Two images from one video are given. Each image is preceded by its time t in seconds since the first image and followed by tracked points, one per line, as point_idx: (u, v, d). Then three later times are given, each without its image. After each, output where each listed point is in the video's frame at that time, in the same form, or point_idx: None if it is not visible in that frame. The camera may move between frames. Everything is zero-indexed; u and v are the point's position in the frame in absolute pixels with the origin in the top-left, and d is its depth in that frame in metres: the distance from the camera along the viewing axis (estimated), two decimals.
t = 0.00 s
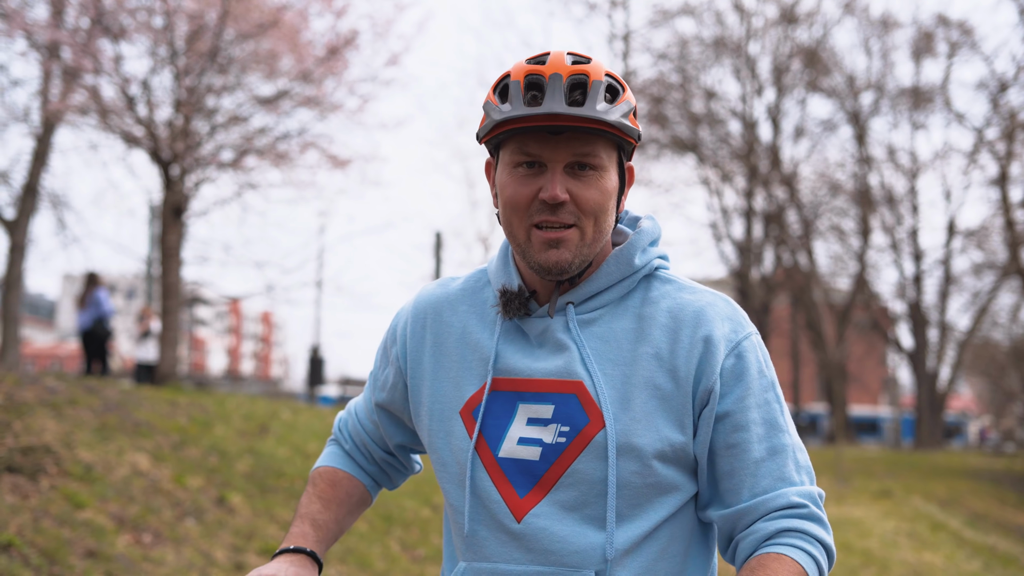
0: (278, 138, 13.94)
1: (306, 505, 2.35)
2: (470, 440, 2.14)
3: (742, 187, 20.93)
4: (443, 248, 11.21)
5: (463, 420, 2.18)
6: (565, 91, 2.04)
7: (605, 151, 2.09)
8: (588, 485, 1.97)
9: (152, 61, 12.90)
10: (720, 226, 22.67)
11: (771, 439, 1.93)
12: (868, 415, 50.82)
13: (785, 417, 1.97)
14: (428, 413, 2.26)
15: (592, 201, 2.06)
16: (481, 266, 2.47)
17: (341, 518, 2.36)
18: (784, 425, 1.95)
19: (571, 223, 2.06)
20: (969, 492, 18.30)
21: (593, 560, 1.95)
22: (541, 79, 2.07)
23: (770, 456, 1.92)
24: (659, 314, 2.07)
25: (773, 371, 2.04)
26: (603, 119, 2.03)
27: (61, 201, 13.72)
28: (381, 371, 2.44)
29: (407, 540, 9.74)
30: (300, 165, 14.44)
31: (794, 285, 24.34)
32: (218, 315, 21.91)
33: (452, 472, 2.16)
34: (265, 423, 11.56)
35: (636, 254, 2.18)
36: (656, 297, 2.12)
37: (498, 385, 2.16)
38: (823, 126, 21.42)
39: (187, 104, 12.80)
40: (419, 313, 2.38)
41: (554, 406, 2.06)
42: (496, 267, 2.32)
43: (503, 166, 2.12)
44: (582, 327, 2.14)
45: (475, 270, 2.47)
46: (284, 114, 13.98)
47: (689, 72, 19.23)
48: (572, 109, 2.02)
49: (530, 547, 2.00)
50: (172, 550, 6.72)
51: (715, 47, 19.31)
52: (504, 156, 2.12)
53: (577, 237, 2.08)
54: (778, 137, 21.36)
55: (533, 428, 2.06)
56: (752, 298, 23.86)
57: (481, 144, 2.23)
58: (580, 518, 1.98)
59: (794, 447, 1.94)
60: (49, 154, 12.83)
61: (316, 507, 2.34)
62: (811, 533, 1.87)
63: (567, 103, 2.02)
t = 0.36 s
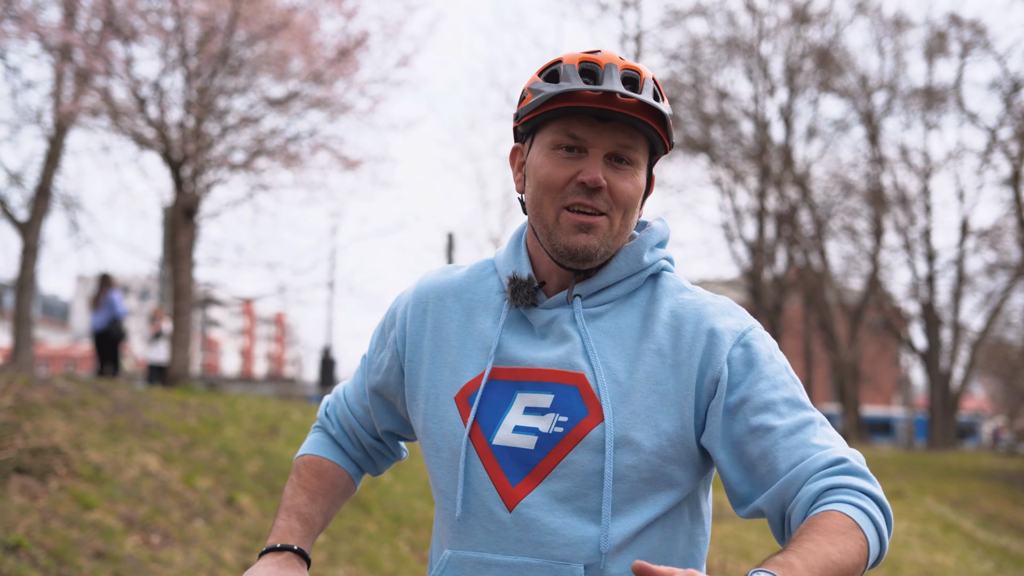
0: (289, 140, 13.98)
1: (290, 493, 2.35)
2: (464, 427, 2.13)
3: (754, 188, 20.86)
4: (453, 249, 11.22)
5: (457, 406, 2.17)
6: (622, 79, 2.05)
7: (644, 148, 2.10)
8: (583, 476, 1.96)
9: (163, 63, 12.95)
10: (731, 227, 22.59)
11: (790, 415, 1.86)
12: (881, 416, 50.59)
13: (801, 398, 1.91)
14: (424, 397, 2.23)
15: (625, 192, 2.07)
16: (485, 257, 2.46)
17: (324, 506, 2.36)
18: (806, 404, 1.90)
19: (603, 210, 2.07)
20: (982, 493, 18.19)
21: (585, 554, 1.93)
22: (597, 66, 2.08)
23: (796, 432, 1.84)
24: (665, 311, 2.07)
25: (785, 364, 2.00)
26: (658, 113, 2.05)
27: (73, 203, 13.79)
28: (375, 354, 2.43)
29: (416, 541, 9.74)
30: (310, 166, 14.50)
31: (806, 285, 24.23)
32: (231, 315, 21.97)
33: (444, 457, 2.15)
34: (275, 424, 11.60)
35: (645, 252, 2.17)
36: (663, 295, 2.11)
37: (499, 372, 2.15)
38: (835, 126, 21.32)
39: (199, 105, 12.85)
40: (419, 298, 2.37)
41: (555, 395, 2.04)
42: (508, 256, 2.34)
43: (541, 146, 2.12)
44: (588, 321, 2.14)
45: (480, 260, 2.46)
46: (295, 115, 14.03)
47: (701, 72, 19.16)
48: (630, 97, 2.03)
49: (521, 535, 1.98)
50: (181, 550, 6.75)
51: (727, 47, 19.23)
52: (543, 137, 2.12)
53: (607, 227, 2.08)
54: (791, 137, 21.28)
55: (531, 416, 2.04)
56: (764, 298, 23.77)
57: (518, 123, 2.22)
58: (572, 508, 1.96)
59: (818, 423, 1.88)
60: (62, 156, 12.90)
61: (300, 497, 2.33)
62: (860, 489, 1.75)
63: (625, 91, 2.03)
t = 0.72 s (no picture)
0: (296, 140, 14.01)
1: (286, 489, 2.36)
2: (472, 427, 2.13)
3: (761, 187, 20.82)
4: (460, 248, 11.22)
5: (468, 404, 2.17)
6: (604, 94, 2.01)
7: (643, 153, 2.06)
8: (590, 484, 1.95)
9: (169, 63, 12.98)
10: (739, 226, 22.56)
11: (806, 439, 1.85)
12: (890, 416, 50.44)
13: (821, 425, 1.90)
14: (434, 395, 2.23)
15: (629, 204, 2.03)
16: (504, 255, 2.46)
17: (319, 503, 2.36)
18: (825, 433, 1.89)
19: (608, 226, 2.04)
20: (990, 492, 18.10)
21: (585, 563, 1.93)
22: (579, 81, 2.04)
23: (810, 456, 1.83)
24: (683, 326, 2.05)
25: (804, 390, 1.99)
26: (644, 124, 2.00)
27: (81, 202, 13.84)
28: (387, 346, 2.42)
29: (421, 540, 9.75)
30: (317, 166, 14.52)
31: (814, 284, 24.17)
32: (239, 315, 22.02)
33: (450, 454, 2.14)
34: (281, 423, 11.63)
35: (669, 265, 2.16)
36: (680, 310, 2.10)
37: (513, 373, 2.15)
38: (844, 125, 21.25)
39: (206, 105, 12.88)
40: (437, 294, 2.36)
41: (567, 402, 2.04)
42: (525, 256, 2.32)
43: (539, 168, 2.10)
44: (604, 331, 2.13)
45: (499, 258, 2.45)
46: (301, 115, 14.06)
47: (709, 71, 19.13)
48: (612, 115, 1.99)
49: (520, 540, 1.99)
50: (185, 550, 6.77)
51: (735, 46, 19.16)
52: (540, 158, 2.10)
53: (615, 240, 2.05)
54: (798, 136, 21.22)
55: (541, 421, 2.05)
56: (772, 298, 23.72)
57: (517, 145, 2.20)
58: (574, 518, 1.96)
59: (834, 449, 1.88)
60: (69, 156, 12.94)
61: (294, 496, 2.33)
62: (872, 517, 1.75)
63: (606, 109, 1.99)
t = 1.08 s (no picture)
0: (301, 141, 14.01)
1: (280, 489, 2.35)
2: (466, 434, 2.11)
3: (767, 187, 20.79)
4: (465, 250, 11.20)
5: (460, 411, 2.15)
6: (590, 107, 1.99)
7: (631, 163, 2.04)
8: (580, 494, 1.95)
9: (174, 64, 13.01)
10: (745, 227, 22.52)
11: (792, 455, 1.87)
12: (897, 417, 50.27)
13: (808, 439, 1.91)
14: (427, 402, 2.22)
15: (615, 216, 2.02)
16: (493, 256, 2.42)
17: (311, 503, 2.35)
18: (809, 444, 1.90)
19: (594, 239, 2.02)
20: (996, 493, 18.02)
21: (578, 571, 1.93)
22: (566, 91, 2.02)
23: (793, 476, 1.86)
24: (674, 330, 2.03)
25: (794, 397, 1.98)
26: (630, 139, 1.99)
27: (86, 203, 13.87)
28: (379, 350, 2.40)
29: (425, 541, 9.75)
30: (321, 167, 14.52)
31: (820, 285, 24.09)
32: (245, 316, 22.02)
33: (443, 463, 2.13)
34: (285, 424, 11.64)
35: (658, 267, 2.12)
36: (671, 314, 2.07)
37: (503, 380, 2.13)
38: (850, 126, 21.19)
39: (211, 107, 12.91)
40: (427, 298, 2.33)
41: (557, 411, 2.03)
42: (514, 259, 2.28)
43: (525, 178, 2.08)
44: (594, 336, 2.10)
45: (489, 258, 2.42)
46: (306, 116, 14.06)
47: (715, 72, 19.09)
48: (599, 130, 1.97)
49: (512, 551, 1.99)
50: (187, 550, 6.77)
51: (741, 46, 19.10)
52: (527, 167, 2.08)
53: (601, 253, 2.04)
54: (805, 137, 21.17)
55: (532, 429, 2.03)
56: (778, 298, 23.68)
57: (505, 153, 2.18)
58: (566, 527, 1.96)
59: (818, 464, 1.89)
60: (75, 157, 12.96)
61: (287, 496, 2.33)
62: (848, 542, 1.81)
63: (592, 123, 1.97)
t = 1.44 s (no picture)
0: (305, 141, 14.01)
1: (279, 491, 2.34)
2: (463, 442, 2.10)
3: (774, 187, 20.76)
4: (471, 250, 11.19)
5: (457, 419, 2.14)
6: (577, 112, 1.97)
7: (620, 166, 2.02)
8: (576, 500, 1.94)
9: (179, 64, 13.02)
10: (751, 227, 22.49)
11: (783, 464, 1.86)
12: (903, 417, 50.10)
13: (796, 446, 1.91)
14: (425, 408, 2.21)
15: (605, 220, 2.01)
16: (487, 260, 2.42)
17: (310, 504, 2.34)
18: (798, 451, 1.89)
19: (586, 244, 2.01)
20: (1003, 494, 17.93)
21: None
22: (552, 97, 2.01)
23: (783, 485, 1.85)
24: (667, 332, 2.01)
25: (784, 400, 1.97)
26: (618, 143, 1.97)
27: (92, 203, 13.89)
28: (377, 356, 2.40)
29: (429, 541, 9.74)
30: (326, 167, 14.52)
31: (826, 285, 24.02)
32: (250, 316, 22.04)
33: (443, 471, 2.13)
34: (290, 424, 11.64)
35: (649, 269, 2.09)
36: (665, 314, 2.05)
37: (498, 387, 2.12)
38: (856, 126, 21.14)
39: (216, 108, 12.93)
40: (423, 303, 2.33)
41: (551, 417, 2.01)
42: (506, 266, 2.26)
43: (514, 184, 2.06)
44: (587, 340, 2.08)
45: (482, 263, 2.41)
46: (311, 116, 14.06)
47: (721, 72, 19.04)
48: (586, 136, 1.96)
49: (510, 556, 1.98)
50: (192, 550, 6.77)
51: (748, 46, 19.04)
52: (516, 173, 2.06)
53: (592, 257, 2.03)
54: (811, 137, 21.14)
55: (527, 436, 2.02)
56: (784, 299, 23.63)
57: (493, 158, 2.17)
58: (562, 533, 1.94)
59: (806, 472, 1.89)
60: (80, 157, 12.98)
61: (287, 497, 2.31)
62: (825, 560, 1.82)
63: (580, 129, 1.96)
